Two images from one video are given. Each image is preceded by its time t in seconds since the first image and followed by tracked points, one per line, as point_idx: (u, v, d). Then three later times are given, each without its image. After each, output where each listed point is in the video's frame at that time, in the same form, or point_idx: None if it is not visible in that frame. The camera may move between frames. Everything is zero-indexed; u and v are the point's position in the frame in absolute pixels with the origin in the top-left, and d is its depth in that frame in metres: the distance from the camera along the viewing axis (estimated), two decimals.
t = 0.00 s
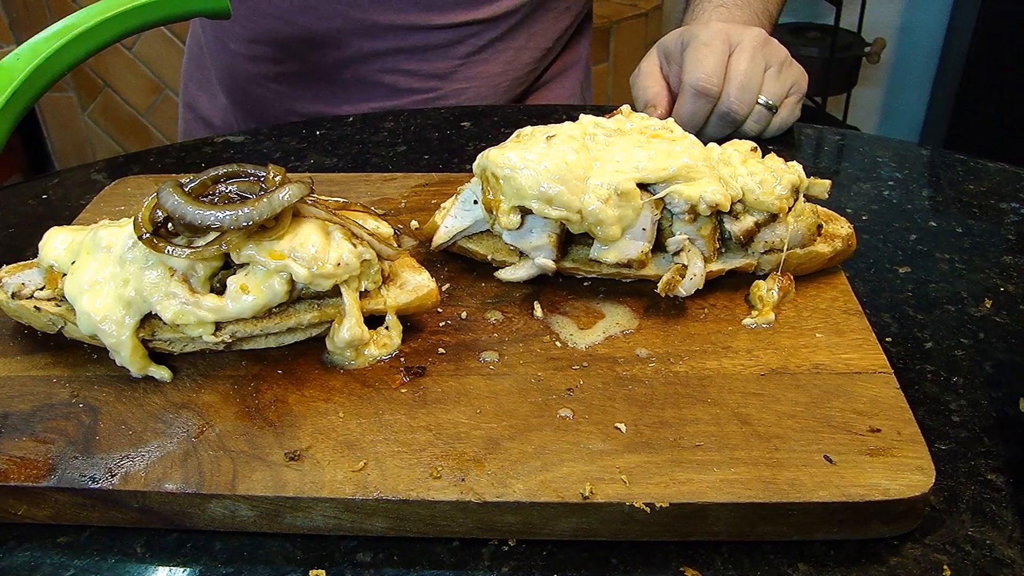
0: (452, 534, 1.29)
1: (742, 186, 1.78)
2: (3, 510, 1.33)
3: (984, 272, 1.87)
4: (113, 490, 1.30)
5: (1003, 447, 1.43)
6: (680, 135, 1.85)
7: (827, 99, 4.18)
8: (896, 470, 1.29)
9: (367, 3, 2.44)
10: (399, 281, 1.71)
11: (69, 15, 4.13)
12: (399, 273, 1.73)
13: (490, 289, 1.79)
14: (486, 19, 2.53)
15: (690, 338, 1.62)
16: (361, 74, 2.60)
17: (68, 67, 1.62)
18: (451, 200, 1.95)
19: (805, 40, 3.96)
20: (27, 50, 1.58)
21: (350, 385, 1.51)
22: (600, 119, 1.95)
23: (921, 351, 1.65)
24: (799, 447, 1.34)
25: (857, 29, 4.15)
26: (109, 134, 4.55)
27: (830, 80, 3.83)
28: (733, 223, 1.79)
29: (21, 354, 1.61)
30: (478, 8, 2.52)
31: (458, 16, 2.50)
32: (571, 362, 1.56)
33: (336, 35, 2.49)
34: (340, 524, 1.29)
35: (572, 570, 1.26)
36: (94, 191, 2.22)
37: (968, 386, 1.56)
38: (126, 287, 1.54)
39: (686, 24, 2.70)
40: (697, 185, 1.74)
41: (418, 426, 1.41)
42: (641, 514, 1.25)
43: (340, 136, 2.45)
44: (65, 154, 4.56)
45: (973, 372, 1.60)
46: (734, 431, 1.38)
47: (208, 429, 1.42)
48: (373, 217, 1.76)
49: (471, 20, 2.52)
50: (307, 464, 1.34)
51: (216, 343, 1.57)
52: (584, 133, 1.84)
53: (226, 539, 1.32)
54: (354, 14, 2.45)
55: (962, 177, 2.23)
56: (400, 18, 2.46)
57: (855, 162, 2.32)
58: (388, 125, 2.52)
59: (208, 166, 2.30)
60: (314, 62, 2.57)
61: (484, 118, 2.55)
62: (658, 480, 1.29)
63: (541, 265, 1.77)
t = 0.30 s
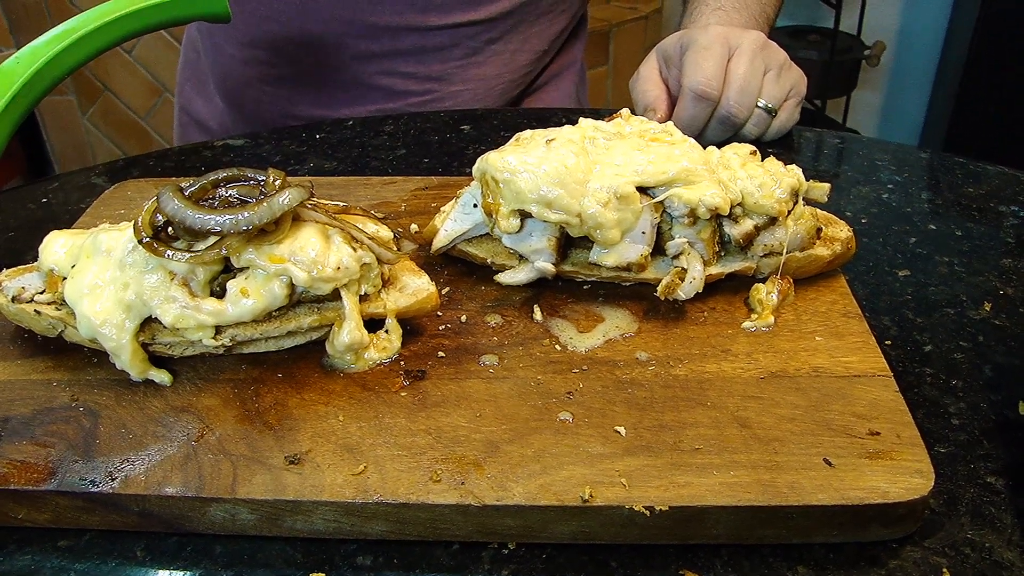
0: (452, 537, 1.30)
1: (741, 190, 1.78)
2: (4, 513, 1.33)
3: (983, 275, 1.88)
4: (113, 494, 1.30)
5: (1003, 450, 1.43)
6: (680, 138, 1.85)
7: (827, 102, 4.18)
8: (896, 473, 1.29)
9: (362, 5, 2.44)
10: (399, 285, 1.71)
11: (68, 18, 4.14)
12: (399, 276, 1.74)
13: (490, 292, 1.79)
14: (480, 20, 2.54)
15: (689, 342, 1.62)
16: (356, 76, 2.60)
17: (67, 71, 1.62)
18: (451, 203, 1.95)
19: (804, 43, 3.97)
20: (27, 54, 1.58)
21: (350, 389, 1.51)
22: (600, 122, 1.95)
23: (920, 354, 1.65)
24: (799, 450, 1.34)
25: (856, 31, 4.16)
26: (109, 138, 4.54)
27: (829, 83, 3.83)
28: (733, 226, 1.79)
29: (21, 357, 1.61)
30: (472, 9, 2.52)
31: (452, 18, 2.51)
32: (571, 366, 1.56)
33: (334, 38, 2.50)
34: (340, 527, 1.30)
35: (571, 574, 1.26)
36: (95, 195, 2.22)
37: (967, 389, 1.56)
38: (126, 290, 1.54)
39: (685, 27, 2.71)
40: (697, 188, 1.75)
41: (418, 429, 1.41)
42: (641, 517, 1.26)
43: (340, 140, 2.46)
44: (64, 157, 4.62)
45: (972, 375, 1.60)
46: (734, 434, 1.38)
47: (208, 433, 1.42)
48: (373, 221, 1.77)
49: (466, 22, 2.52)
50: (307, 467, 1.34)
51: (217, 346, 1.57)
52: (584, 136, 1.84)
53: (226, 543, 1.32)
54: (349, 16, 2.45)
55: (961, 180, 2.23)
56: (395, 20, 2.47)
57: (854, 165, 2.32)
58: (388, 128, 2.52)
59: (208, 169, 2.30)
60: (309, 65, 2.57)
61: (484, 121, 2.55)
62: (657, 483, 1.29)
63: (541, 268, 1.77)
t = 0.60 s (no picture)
0: (454, 539, 1.30)
1: (742, 193, 1.78)
2: (7, 516, 1.33)
3: (983, 277, 1.88)
4: (116, 496, 1.30)
5: (1004, 452, 1.43)
6: (680, 142, 1.85)
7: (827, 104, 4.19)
8: (897, 475, 1.30)
9: (359, 9, 2.44)
10: (400, 287, 1.72)
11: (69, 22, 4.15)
12: (401, 279, 1.74)
13: (491, 295, 1.80)
14: (477, 24, 2.54)
15: (690, 344, 1.62)
16: (352, 80, 2.61)
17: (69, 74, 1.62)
18: (451, 206, 1.95)
19: (804, 46, 3.97)
20: (29, 60, 1.59)
21: (351, 392, 1.52)
22: (600, 125, 1.95)
23: (920, 356, 1.66)
24: (800, 453, 1.35)
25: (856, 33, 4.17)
26: (109, 140, 4.56)
27: (829, 86, 3.84)
28: (733, 229, 1.80)
29: (24, 360, 1.61)
30: (469, 13, 2.53)
31: (449, 22, 2.51)
32: (572, 368, 1.56)
33: (334, 41, 2.50)
34: (342, 529, 1.30)
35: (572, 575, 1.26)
36: (96, 198, 2.23)
37: (967, 391, 1.57)
38: (128, 294, 1.55)
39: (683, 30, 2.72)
40: (697, 191, 1.75)
41: (419, 432, 1.41)
42: (642, 519, 1.26)
43: (340, 143, 2.46)
44: (65, 161, 4.62)
45: (973, 377, 1.60)
46: (735, 436, 1.39)
47: (210, 435, 1.43)
48: (374, 224, 1.77)
49: (463, 25, 2.52)
50: (309, 469, 1.34)
51: (218, 349, 1.58)
52: (584, 139, 1.84)
53: (228, 545, 1.32)
54: (346, 20, 2.46)
55: (961, 183, 2.24)
56: (393, 23, 2.47)
57: (854, 168, 2.33)
58: (389, 132, 2.53)
59: (209, 173, 2.31)
60: (305, 68, 2.58)
61: (484, 124, 2.56)
62: (659, 485, 1.29)
63: (542, 271, 1.77)
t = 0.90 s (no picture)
0: (454, 541, 1.30)
1: (741, 195, 1.79)
2: (8, 518, 1.34)
3: (983, 280, 1.88)
4: (116, 498, 1.31)
5: (1002, 454, 1.43)
6: (679, 144, 1.86)
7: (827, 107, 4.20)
8: (896, 477, 1.30)
9: (357, 13, 2.45)
10: (400, 290, 1.72)
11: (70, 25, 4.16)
12: (401, 282, 1.74)
13: (491, 297, 1.80)
14: (475, 28, 2.55)
15: (690, 346, 1.63)
16: (349, 84, 2.62)
17: (68, 76, 1.62)
18: (451, 209, 1.96)
19: (803, 48, 3.98)
20: (30, 62, 1.59)
21: (351, 394, 1.52)
22: (600, 127, 1.96)
23: (919, 358, 1.66)
24: (799, 455, 1.35)
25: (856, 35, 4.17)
26: (109, 142, 4.56)
27: (829, 88, 3.84)
28: (732, 232, 1.80)
29: (24, 363, 1.61)
30: (468, 17, 2.53)
31: (448, 26, 2.51)
32: (571, 370, 1.57)
33: (334, 44, 2.50)
34: (342, 531, 1.30)
35: None
36: (97, 201, 2.23)
37: (966, 393, 1.57)
38: (129, 296, 1.55)
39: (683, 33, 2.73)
40: (696, 194, 1.75)
41: (419, 434, 1.42)
42: (641, 521, 1.26)
43: (341, 146, 2.47)
44: (65, 163, 4.63)
45: (972, 379, 1.60)
46: (734, 438, 1.39)
47: (211, 437, 1.43)
48: (374, 226, 1.78)
49: (461, 29, 2.53)
50: (309, 471, 1.35)
51: (219, 351, 1.58)
52: (584, 142, 1.85)
53: (228, 547, 1.32)
54: (344, 23, 2.46)
55: (960, 185, 2.24)
56: (392, 27, 2.48)
57: (854, 170, 2.33)
58: (389, 134, 2.53)
59: (210, 175, 2.31)
60: (304, 71, 2.58)
61: (484, 126, 2.56)
62: (658, 487, 1.30)
63: (542, 273, 1.77)
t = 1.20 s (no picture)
0: (456, 544, 1.31)
1: (742, 200, 1.80)
2: (13, 520, 1.35)
3: (983, 284, 1.89)
4: (121, 500, 1.32)
5: (1003, 457, 1.44)
6: (681, 149, 1.87)
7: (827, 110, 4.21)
8: (896, 480, 1.31)
9: (366, 20, 2.45)
10: (403, 294, 1.73)
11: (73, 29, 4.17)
12: (404, 286, 1.75)
13: (493, 301, 1.81)
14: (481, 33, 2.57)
15: (691, 350, 1.63)
16: (358, 90, 2.62)
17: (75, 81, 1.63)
18: (454, 213, 1.97)
19: (805, 52, 3.99)
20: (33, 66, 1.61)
21: (354, 397, 1.53)
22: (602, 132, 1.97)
23: (920, 362, 1.67)
24: (800, 458, 1.35)
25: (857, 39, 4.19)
26: (111, 146, 4.57)
27: (830, 92, 3.85)
28: (733, 236, 1.81)
29: (29, 366, 1.62)
30: (476, 22, 2.56)
31: (456, 31, 2.54)
32: (574, 374, 1.57)
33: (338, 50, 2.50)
34: (346, 534, 1.31)
35: None
36: (101, 205, 2.24)
37: (967, 397, 1.57)
38: (134, 300, 1.56)
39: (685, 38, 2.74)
40: (698, 198, 1.76)
41: (422, 437, 1.42)
42: (643, 524, 1.27)
43: (343, 149, 2.48)
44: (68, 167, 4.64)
45: (972, 383, 1.61)
46: (736, 441, 1.39)
47: (214, 441, 1.44)
48: (377, 231, 1.79)
49: (468, 34, 2.56)
50: (313, 474, 1.35)
51: (223, 355, 1.59)
52: (586, 147, 1.86)
53: (232, 549, 1.33)
54: (353, 30, 2.47)
55: (961, 189, 2.25)
56: (402, 32, 2.49)
57: (855, 174, 2.34)
58: (391, 138, 2.54)
59: (213, 179, 2.32)
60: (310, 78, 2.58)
61: (486, 130, 2.57)
62: (660, 490, 1.30)
63: (544, 277, 1.78)
